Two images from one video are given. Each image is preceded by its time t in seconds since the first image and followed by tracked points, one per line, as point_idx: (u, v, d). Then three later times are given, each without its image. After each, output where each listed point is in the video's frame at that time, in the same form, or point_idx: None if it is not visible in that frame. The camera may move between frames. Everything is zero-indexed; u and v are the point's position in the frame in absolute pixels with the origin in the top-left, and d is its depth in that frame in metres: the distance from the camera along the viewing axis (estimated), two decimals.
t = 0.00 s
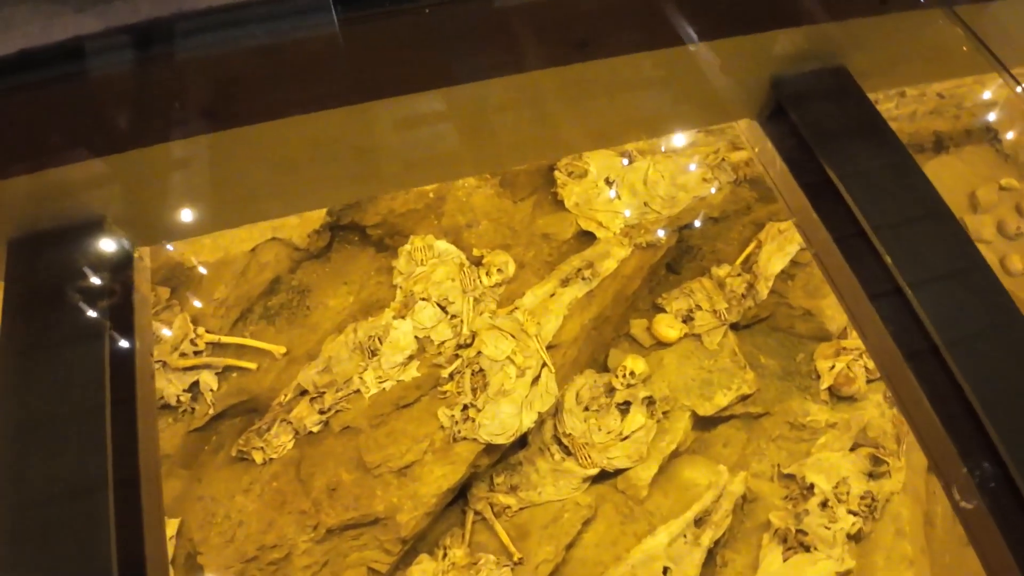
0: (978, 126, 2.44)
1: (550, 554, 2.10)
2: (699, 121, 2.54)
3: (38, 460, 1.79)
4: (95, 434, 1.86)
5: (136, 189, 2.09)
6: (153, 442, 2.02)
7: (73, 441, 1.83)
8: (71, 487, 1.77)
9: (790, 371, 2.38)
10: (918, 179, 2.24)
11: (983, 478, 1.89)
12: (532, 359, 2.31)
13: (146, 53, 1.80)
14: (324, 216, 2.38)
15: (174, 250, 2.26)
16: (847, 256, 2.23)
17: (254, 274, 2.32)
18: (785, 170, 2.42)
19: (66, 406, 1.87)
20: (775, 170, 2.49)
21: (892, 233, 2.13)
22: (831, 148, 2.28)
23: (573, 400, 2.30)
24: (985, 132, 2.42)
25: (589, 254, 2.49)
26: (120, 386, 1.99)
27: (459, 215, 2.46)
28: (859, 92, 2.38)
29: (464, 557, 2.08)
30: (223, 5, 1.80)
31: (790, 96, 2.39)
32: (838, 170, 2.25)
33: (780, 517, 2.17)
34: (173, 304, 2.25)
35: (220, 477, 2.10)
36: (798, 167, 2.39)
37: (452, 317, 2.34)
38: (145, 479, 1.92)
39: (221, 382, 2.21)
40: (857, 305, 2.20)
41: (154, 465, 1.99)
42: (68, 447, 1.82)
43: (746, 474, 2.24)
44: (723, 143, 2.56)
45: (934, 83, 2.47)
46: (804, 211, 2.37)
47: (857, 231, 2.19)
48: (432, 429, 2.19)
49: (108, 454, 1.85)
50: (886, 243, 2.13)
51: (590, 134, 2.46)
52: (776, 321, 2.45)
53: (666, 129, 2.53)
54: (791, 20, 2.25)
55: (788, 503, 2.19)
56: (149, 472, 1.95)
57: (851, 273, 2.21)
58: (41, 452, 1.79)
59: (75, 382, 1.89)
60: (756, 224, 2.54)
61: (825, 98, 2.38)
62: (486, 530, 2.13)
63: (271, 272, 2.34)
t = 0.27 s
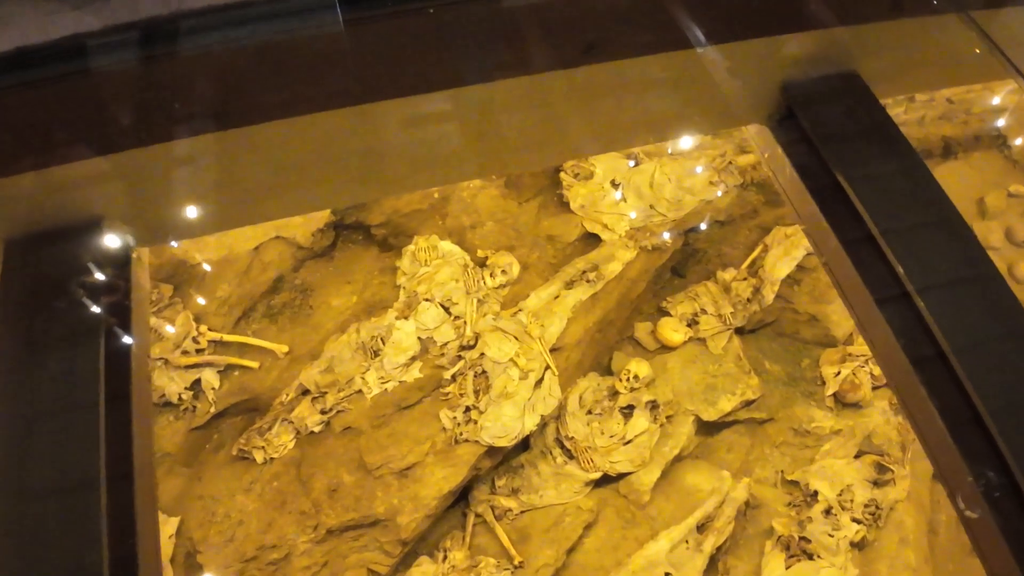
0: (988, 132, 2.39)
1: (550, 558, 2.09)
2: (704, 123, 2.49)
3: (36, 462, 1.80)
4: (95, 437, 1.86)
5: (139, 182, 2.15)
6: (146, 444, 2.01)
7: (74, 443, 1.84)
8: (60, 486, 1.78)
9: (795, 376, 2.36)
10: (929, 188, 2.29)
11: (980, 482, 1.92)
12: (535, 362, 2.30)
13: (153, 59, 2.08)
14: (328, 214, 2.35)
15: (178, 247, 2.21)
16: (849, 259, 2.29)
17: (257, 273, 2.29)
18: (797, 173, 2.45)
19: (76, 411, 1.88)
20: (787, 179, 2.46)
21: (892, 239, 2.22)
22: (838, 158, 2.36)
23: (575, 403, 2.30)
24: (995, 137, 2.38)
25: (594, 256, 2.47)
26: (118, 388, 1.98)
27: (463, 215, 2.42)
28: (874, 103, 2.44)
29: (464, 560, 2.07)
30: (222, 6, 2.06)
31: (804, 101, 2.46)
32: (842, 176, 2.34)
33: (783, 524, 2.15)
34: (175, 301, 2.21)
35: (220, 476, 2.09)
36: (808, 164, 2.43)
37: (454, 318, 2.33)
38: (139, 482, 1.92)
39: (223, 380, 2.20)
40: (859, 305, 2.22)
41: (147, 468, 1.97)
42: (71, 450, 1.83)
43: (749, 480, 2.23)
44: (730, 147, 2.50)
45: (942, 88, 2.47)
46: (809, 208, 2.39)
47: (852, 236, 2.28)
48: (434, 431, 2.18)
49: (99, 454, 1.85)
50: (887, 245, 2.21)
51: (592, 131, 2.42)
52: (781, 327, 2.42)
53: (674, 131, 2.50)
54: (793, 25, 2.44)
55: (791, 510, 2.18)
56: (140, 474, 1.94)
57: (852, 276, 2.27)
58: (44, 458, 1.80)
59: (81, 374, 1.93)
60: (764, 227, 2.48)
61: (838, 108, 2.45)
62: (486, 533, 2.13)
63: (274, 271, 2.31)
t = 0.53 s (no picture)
0: (1000, 137, 2.50)
1: (553, 560, 2.05)
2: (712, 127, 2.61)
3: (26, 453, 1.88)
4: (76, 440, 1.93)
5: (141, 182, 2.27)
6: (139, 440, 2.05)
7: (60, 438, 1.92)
8: (59, 483, 1.86)
9: (802, 381, 2.33)
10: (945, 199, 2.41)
11: (994, 474, 2.05)
12: (540, 362, 2.24)
13: (158, 38, 2.28)
14: (334, 210, 2.37)
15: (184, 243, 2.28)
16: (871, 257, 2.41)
17: (262, 269, 2.29)
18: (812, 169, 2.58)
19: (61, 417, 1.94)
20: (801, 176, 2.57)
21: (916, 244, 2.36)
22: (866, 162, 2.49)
23: (580, 403, 2.26)
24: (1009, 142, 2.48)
25: (601, 256, 2.44)
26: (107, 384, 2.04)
27: (470, 213, 2.43)
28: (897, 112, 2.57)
29: (465, 560, 2.04)
30: None
31: (828, 107, 2.58)
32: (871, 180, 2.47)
33: (789, 529, 2.11)
34: (179, 295, 2.22)
35: (221, 472, 2.08)
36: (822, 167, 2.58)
37: (459, 316, 2.28)
38: (131, 480, 1.98)
39: (226, 375, 2.19)
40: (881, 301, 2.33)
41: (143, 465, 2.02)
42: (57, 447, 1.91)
43: (754, 484, 2.19)
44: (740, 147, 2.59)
45: (956, 92, 2.60)
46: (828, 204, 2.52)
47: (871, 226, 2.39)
48: (437, 429, 2.15)
49: (95, 453, 1.94)
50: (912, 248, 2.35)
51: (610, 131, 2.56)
52: (789, 330, 2.41)
53: (684, 131, 2.59)
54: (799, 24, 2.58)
55: (796, 515, 2.14)
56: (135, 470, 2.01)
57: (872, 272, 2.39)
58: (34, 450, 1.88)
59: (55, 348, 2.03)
60: (772, 230, 2.51)
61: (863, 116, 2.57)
62: (487, 534, 2.10)
63: (279, 266, 2.31)
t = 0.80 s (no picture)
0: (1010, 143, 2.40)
1: (553, 562, 2.03)
2: (720, 129, 2.59)
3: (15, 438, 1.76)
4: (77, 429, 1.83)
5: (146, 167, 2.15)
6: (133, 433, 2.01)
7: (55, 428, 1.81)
8: (44, 481, 1.75)
9: (807, 386, 2.32)
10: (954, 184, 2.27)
11: (1004, 482, 1.96)
12: (543, 362, 2.22)
13: (159, 29, 2.03)
14: (338, 206, 2.36)
15: (187, 237, 2.27)
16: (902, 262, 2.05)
17: (264, 264, 2.29)
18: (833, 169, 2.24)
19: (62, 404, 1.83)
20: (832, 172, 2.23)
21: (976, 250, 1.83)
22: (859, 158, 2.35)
23: (583, 405, 2.25)
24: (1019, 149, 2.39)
25: (606, 257, 2.43)
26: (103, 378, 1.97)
27: (474, 212, 2.42)
28: (906, 102, 2.42)
29: (464, 561, 2.02)
30: None
31: (844, 104, 2.45)
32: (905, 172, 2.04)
33: (792, 536, 2.09)
34: (182, 289, 2.22)
35: (220, 468, 2.06)
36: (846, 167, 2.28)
37: (462, 314, 2.27)
38: (121, 474, 1.92)
39: (227, 370, 2.18)
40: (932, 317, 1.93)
41: (131, 461, 1.97)
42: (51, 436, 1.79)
43: (758, 490, 2.18)
44: (749, 151, 2.57)
45: (965, 96, 2.49)
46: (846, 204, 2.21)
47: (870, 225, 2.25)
48: (437, 429, 2.13)
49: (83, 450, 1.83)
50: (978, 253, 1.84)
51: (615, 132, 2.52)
52: (795, 334, 2.39)
53: (693, 134, 2.57)
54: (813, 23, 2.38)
55: (800, 523, 2.12)
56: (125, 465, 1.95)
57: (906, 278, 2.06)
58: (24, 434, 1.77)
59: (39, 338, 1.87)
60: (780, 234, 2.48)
61: (866, 108, 2.44)
62: (486, 534, 2.09)
63: (282, 262, 2.31)
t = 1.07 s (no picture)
0: None
1: (556, 562, 2.02)
2: (732, 128, 2.56)
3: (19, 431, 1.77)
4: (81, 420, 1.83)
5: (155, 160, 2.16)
6: (136, 422, 2.01)
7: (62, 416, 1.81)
8: (42, 467, 1.75)
9: (815, 390, 2.30)
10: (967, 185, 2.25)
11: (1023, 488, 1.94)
12: (550, 360, 2.22)
13: (171, 22, 2.03)
14: (346, 200, 2.35)
15: (196, 229, 2.26)
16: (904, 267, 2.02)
17: (273, 257, 2.29)
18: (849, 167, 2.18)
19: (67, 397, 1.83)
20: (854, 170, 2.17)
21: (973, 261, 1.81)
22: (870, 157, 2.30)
23: (589, 404, 2.23)
24: None
25: (615, 255, 2.41)
26: (105, 369, 1.97)
27: (483, 208, 2.41)
28: (920, 100, 2.38)
29: (467, 559, 2.01)
30: None
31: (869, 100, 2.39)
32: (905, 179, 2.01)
33: (798, 540, 2.08)
34: (189, 280, 2.22)
35: (224, 460, 2.06)
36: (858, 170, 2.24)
37: (469, 311, 2.26)
38: (123, 464, 1.92)
39: (233, 362, 2.18)
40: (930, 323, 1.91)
41: (135, 451, 1.97)
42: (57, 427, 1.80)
43: (764, 493, 2.16)
44: (761, 151, 2.54)
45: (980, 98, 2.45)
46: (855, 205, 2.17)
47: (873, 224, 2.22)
48: (442, 425, 2.12)
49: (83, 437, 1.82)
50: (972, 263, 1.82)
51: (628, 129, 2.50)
52: (804, 337, 2.37)
53: (703, 134, 2.54)
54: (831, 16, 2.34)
55: (806, 526, 2.10)
56: (127, 455, 1.95)
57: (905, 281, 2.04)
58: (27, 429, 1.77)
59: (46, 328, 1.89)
60: (790, 236, 2.47)
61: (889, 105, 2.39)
62: (491, 532, 2.07)
63: (290, 255, 2.31)
